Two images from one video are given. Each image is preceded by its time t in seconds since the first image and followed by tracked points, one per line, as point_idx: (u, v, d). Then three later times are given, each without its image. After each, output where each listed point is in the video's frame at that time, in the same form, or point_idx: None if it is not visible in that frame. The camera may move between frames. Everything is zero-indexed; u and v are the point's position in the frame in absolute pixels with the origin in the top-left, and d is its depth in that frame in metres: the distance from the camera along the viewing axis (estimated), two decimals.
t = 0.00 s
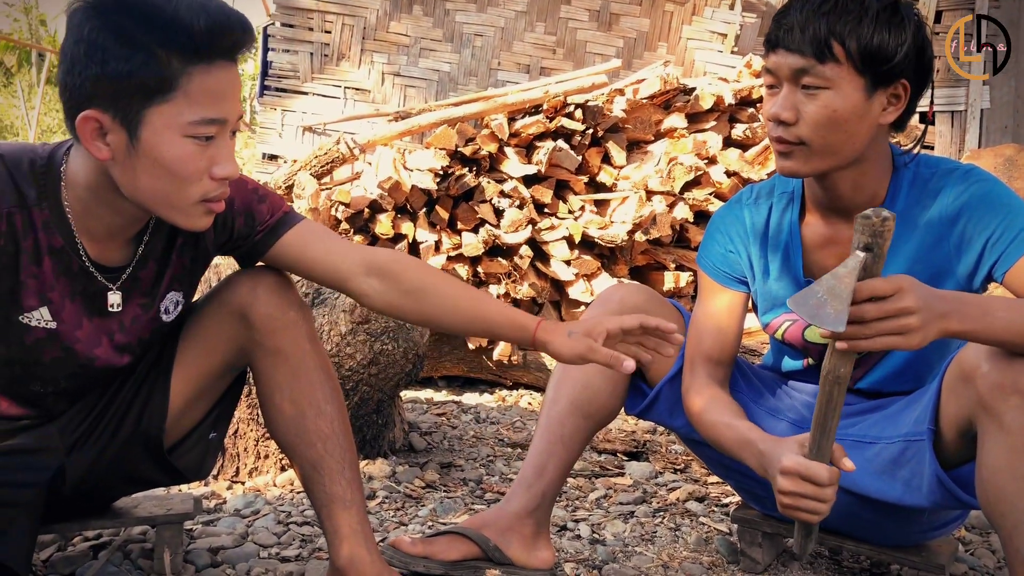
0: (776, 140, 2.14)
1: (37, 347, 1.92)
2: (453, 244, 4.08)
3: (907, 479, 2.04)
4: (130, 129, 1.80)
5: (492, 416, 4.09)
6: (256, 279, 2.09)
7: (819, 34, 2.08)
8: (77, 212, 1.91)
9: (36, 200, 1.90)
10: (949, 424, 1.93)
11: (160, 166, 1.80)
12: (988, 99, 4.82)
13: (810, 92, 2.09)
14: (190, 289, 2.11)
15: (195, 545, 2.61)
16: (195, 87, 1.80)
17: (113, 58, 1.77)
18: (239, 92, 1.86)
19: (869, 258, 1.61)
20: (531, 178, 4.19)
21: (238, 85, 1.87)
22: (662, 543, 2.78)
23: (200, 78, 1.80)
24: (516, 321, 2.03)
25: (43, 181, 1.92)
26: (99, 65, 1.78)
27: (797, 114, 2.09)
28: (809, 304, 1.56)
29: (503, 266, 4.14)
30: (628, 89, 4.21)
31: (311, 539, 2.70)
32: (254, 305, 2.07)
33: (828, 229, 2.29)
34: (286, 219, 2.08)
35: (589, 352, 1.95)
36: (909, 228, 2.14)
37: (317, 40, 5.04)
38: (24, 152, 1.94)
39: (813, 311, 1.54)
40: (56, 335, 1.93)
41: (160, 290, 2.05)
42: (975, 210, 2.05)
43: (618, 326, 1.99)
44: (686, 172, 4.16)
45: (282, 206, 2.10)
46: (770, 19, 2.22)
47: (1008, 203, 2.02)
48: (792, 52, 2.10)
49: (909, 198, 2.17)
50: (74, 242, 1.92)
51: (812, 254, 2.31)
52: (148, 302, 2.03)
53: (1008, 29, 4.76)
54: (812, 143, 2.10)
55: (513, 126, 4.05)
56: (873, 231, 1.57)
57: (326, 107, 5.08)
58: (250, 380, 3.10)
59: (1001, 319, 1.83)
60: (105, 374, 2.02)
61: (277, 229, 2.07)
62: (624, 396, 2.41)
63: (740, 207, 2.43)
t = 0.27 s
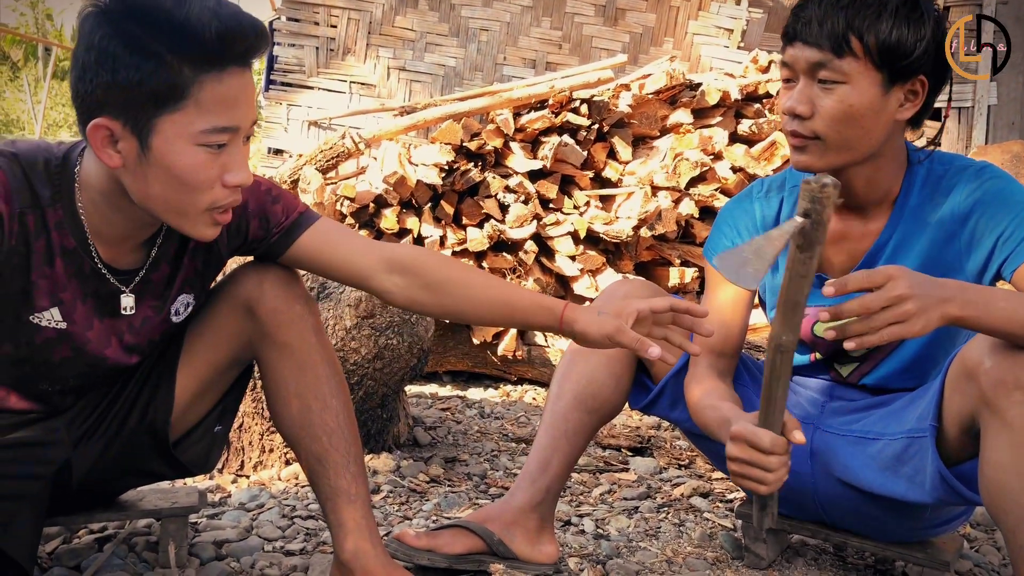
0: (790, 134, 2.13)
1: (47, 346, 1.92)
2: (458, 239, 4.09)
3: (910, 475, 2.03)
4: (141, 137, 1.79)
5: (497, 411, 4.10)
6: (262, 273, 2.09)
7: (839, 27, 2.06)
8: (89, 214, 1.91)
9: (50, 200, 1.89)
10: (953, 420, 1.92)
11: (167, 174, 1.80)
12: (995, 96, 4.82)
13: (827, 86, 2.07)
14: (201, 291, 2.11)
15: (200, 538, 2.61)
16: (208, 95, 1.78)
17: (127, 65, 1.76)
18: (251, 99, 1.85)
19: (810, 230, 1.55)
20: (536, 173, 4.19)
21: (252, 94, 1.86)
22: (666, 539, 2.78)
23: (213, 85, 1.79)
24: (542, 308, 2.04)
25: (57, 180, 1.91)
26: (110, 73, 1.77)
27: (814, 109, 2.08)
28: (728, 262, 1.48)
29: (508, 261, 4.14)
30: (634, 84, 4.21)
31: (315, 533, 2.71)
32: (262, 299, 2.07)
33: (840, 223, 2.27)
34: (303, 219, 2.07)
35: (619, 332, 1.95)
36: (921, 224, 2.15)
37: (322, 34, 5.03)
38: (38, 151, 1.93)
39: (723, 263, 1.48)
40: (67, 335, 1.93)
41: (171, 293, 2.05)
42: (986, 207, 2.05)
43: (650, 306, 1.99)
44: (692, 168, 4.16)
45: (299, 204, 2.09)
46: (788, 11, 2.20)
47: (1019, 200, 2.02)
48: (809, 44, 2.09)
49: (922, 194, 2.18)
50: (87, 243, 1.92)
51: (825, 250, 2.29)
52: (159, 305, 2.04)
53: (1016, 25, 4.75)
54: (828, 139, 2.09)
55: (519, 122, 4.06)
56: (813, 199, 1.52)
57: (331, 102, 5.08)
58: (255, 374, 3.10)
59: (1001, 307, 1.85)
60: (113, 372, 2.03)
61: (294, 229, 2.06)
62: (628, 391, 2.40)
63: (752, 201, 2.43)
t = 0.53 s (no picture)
0: (809, 131, 2.13)
1: (47, 344, 1.93)
2: (463, 236, 4.09)
3: (918, 473, 2.03)
4: (133, 134, 1.77)
5: (501, 409, 4.09)
6: (267, 269, 2.09)
7: (863, 26, 2.06)
8: (90, 211, 1.91)
9: (48, 198, 1.89)
10: (963, 418, 1.91)
11: (161, 170, 1.78)
12: (1002, 94, 4.83)
13: (848, 84, 2.08)
14: (201, 288, 2.10)
15: (203, 535, 2.61)
16: (198, 91, 1.76)
17: (120, 62, 1.74)
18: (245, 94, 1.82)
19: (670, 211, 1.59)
20: (541, 171, 4.18)
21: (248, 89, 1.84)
22: (671, 537, 2.77)
23: (204, 80, 1.76)
24: (541, 305, 2.02)
25: (55, 177, 1.91)
26: (99, 68, 1.74)
27: (834, 107, 2.08)
28: (583, 256, 1.57)
29: (512, 258, 4.13)
30: (639, 82, 4.20)
31: (319, 530, 2.71)
32: (266, 295, 2.07)
33: (852, 221, 2.27)
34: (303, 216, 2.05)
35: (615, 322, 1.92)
36: (934, 226, 2.15)
37: (327, 31, 5.02)
38: (37, 148, 1.93)
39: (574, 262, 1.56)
40: (66, 334, 1.93)
41: (172, 290, 2.05)
42: (999, 208, 2.04)
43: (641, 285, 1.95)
44: (697, 166, 4.13)
45: (299, 200, 2.06)
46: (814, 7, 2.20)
47: None
48: (832, 41, 2.09)
49: (935, 195, 2.17)
50: (87, 241, 1.91)
51: (833, 247, 2.30)
52: (160, 302, 2.04)
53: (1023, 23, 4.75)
54: (847, 137, 2.09)
55: (523, 119, 4.06)
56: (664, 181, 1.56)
57: (336, 99, 5.08)
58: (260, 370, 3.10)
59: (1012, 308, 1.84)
60: (114, 369, 2.03)
61: (293, 227, 2.04)
62: (633, 387, 2.39)
63: (763, 194, 2.42)
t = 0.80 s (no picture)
0: (823, 132, 2.12)
1: (46, 343, 1.93)
2: (468, 237, 4.08)
3: (926, 473, 2.03)
4: (108, 132, 1.76)
5: (506, 409, 4.10)
6: (279, 270, 2.09)
7: (880, 28, 2.05)
8: (79, 209, 1.90)
9: (39, 197, 1.89)
10: (972, 419, 1.91)
11: (141, 168, 1.76)
12: (1008, 94, 4.84)
13: (865, 86, 2.07)
14: (199, 284, 2.10)
15: (210, 536, 2.62)
16: (172, 86, 1.74)
17: (99, 61, 1.72)
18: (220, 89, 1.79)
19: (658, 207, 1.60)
20: (546, 171, 4.18)
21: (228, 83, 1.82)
22: (677, 538, 2.77)
23: (177, 75, 1.74)
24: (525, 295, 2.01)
25: (44, 178, 1.91)
26: (70, 68, 1.73)
27: (850, 109, 2.07)
28: (561, 231, 1.69)
29: (517, 259, 4.15)
30: (644, 82, 4.21)
31: (326, 531, 2.71)
32: (277, 296, 2.07)
33: (863, 223, 2.27)
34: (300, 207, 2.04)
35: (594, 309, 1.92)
36: (945, 229, 2.16)
37: (332, 32, 5.03)
38: (24, 149, 1.92)
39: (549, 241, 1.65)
40: (63, 333, 1.94)
41: (168, 287, 2.04)
42: (1012, 212, 2.06)
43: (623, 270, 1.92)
44: (702, 166, 4.15)
45: (295, 193, 2.06)
46: (832, 7, 2.20)
47: None
48: (849, 42, 2.09)
49: (947, 198, 2.18)
50: (78, 239, 1.91)
51: (843, 248, 2.30)
52: (157, 298, 2.03)
53: None
54: (862, 138, 2.09)
55: (528, 119, 4.06)
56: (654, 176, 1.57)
57: (341, 99, 5.08)
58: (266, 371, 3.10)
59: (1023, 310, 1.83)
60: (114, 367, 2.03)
61: (288, 225, 2.03)
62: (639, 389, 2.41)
63: (776, 187, 2.41)
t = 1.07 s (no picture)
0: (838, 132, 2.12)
1: (47, 346, 1.94)
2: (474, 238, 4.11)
3: (935, 475, 2.02)
4: (70, 141, 1.76)
5: (513, 411, 4.10)
6: (285, 271, 2.10)
7: (899, 27, 2.05)
8: (68, 211, 1.91)
9: (28, 201, 1.89)
10: (982, 420, 1.90)
11: (107, 175, 1.76)
12: (1016, 94, 4.84)
13: (881, 86, 2.07)
14: (198, 277, 2.12)
15: (218, 537, 2.62)
16: (127, 89, 1.73)
17: (52, 68, 1.70)
18: (182, 86, 1.77)
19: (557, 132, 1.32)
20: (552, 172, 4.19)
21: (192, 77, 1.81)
22: (684, 540, 2.76)
23: (132, 77, 1.72)
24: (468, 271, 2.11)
25: (31, 182, 1.91)
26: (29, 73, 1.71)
27: (865, 109, 2.07)
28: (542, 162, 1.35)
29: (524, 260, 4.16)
30: (650, 83, 4.20)
31: (333, 533, 2.71)
32: (284, 297, 2.08)
33: (875, 225, 2.28)
34: (305, 204, 2.14)
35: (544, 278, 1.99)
36: (959, 230, 2.18)
37: (338, 34, 5.04)
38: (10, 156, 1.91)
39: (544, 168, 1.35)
40: (64, 335, 1.94)
41: (169, 280, 2.06)
42: None
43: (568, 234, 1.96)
44: (709, 167, 4.16)
45: (299, 189, 2.15)
46: (848, 7, 2.20)
47: None
48: (866, 41, 2.08)
49: (960, 200, 2.19)
50: (71, 241, 1.92)
51: (855, 248, 2.31)
52: (157, 294, 2.05)
53: None
54: (877, 138, 2.09)
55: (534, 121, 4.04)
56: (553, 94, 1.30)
57: (347, 102, 5.09)
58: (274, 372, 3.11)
59: None
60: (117, 364, 2.05)
61: (301, 218, 2.13)
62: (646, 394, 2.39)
63: (792, 177, 2.40)
